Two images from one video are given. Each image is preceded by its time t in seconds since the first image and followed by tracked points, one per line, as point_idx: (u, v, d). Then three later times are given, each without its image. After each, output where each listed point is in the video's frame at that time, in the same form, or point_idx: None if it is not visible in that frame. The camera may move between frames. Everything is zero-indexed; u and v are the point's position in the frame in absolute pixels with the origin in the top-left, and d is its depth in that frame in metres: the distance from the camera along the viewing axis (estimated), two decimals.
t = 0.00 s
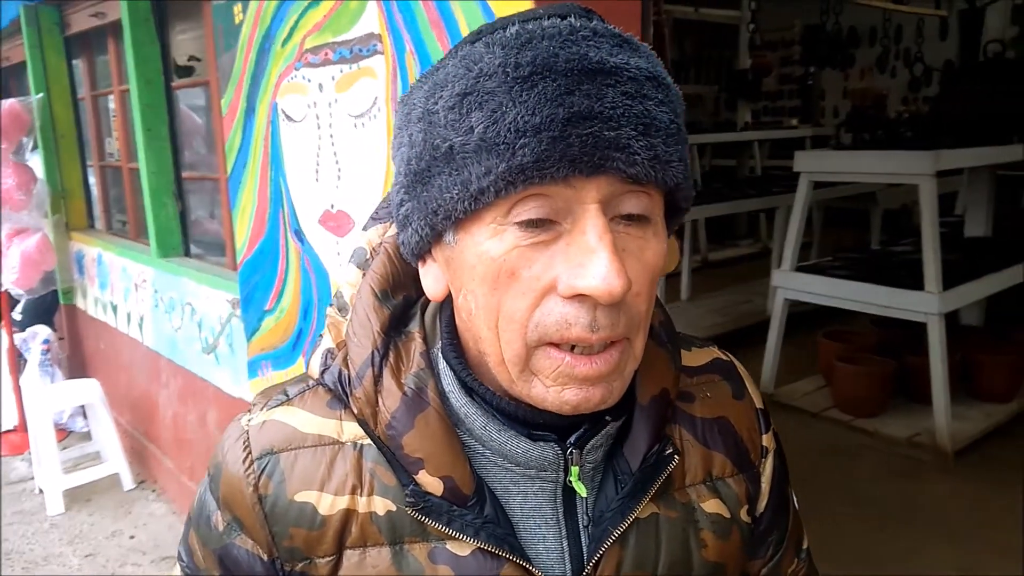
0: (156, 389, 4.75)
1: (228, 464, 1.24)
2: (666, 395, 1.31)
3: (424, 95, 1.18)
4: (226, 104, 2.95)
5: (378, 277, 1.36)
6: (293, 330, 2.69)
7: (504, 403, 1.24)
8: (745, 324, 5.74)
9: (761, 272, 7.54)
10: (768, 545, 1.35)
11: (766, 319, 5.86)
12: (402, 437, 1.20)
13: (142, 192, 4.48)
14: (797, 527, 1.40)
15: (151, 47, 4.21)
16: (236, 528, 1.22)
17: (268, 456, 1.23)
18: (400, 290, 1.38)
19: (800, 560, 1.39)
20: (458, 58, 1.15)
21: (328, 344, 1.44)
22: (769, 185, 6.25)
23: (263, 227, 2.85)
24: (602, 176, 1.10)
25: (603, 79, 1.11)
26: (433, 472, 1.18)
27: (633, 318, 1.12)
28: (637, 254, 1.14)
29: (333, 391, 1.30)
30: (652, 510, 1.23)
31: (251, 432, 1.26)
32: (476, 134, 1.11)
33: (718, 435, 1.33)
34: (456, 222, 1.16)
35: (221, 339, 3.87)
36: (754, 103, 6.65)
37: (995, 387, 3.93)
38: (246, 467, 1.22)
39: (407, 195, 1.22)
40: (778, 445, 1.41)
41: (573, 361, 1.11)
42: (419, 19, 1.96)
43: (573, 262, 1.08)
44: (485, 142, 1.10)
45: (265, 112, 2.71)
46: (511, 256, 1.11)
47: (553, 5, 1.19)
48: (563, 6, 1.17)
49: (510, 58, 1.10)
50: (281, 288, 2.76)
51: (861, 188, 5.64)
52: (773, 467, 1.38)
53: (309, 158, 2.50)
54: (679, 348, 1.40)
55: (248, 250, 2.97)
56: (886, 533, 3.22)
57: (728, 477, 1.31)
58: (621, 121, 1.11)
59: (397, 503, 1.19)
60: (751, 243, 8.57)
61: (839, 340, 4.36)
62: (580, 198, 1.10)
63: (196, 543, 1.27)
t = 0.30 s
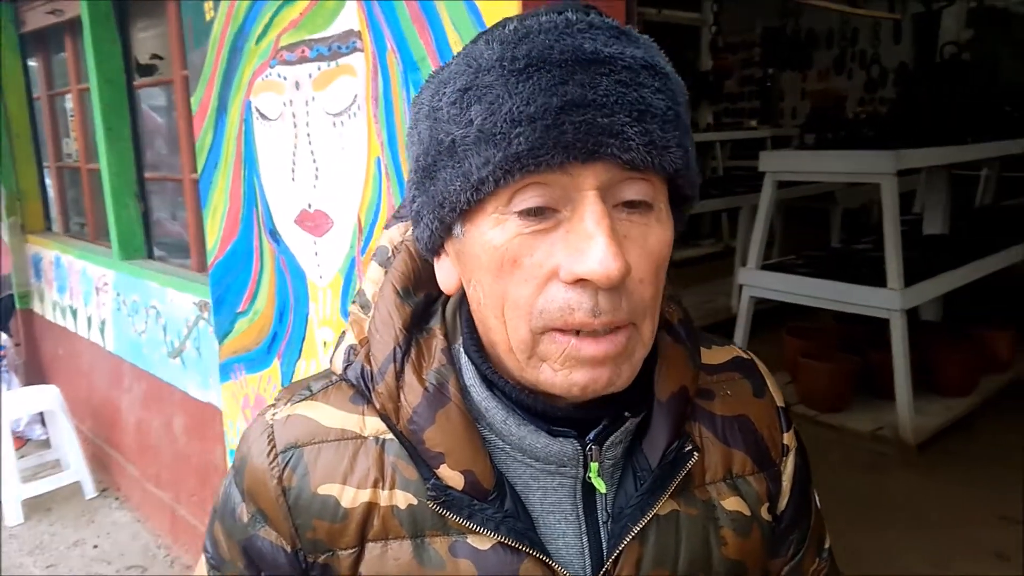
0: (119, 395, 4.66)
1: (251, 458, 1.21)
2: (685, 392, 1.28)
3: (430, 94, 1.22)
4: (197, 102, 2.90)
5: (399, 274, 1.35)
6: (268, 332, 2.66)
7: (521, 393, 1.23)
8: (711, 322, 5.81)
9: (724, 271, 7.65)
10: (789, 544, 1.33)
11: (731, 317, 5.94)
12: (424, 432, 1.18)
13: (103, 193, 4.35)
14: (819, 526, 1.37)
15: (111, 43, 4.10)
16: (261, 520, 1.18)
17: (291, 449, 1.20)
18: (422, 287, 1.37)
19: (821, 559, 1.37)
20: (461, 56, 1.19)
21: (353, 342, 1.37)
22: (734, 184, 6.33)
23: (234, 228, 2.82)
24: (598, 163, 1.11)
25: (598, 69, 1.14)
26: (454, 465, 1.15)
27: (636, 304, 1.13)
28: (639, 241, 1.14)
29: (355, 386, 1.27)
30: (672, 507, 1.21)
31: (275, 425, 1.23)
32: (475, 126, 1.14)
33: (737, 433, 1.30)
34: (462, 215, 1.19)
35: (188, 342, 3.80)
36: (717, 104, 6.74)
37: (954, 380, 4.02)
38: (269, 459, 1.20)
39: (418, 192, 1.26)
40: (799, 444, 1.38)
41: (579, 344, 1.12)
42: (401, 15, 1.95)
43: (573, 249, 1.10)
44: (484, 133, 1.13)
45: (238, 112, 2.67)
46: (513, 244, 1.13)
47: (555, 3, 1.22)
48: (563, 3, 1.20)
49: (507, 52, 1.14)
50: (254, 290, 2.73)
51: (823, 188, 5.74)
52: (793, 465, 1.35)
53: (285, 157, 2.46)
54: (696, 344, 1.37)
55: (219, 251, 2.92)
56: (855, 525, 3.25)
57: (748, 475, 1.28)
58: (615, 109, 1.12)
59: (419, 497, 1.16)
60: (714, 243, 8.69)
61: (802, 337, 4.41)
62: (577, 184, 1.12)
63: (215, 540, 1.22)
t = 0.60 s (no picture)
0: (89, 400, 4.56)
1: (277, 453, 1.29)
2: (706, 392, 1.26)
3: (435, 96, 1.23)
4: (167, 100, 2.84)
5: (419, 274, 1.37)
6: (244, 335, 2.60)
7: (538, 396, 1.22)
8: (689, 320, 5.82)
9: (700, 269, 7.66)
10: (816, 548, 1.29)
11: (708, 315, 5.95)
12: (440, 431, 1.21)
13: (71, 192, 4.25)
14: (851, 529, 1.33)
15: (78, 40, 4.02)
16: (285, 513, 1.26)
17: (313, 445, 1.27)
18: (442, 286, 1.39)
19: (853, 563, 1.32)
20: (462, 58, 1.19)
21: (374, 339, 1.41)
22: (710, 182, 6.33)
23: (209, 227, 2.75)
24: (597, 161, 1.10)
25: (594, 64, 1.12)
26: (468, 465, 1.19)
27: (644, 302, 1.10)
28: (645, 239, 1.12)
29: (375, 383, 1.32)
30: (691, 510, 1.20)
31: (298, 422, 1.31)
32: (474, 127, 1.14)
33: (762, 434, 1.27)
34: (469, 216, 1.19)
35: (159, 345, 3.71)
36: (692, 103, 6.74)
37: (929, 376, 4.06)
38: (293, 454, 1.28)
39: (427, 195, 1.27)
40: (829, 445, 1.34)
41: (588, 345, 1.09)
42: (379, 7, 1.91)
43: (575, 248, 1.08)
44: (482, 134, 1.13)
45: (210, 107, 2.61)
46: (517, 245, 1.12)
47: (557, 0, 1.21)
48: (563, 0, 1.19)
49: (504, 52, 1.13)
50: (228, 292, 2.67)
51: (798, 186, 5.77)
52: (823, 468, 1.31)
53: (259, 155, 2.41)
54: (721, 343, 1.34)
55: (191, 252, 2.87)
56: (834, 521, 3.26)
57: (772, 478, 1.26)
58: (612, 104, 1.10)
59: (435, 494, 1.21)
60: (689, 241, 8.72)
61: (782, 335, 4.24)
62: (578, 183, 1.11)
63: (248, 531, 1.32)
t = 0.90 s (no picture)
0: (74, 404, 4.48)
1: (274, 449, 1.23)
2: (713, 399, 1.19)
3: (446, 86, 1.16)
4: (146, 97, 2.79)
5: (424, 271, 1.31)
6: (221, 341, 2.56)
7: (535, 396, 1.17)
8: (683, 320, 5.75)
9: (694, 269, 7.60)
10: (828, 565, 1.22)
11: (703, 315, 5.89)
12: (436, 430, 1.15)
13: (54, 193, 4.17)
14: (867, 546, 1.26)
15: (61, 40, 3.96)
16: (279, 510, 1.20)
17: (310, 442, 1.21)
18: (446, 284, 1.33)
19: None
20: (477, 47, 1.13)
21: (376, 337, 1.34)
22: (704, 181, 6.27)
23: (187, 230, 2.69)
24: (613, 157, 1.04)
25: (614, 58, 1.05)
26: (463, 465, 1.12)
27: (655, 304, 1.05)
28: (658, 239, 1.06)
29: (374, 381, 1.26)
30: (694, 519, 1.14)
31: (297, 417, 1.25)
32: (487, 119, 1.08)
33: (771, 445, 1.21)
34: (477, 210, 1.13)
35: (143, 349, 3.64)
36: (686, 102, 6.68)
37: (925, 376, 4.00)
38: (290, 450, 1.22)
39: (434, 188, 1.20)
40: (845, 458, 1.27)
41: (593, 347, 1.05)
42: None
43: (586, 246, 1.03)
44: (496, 126, 1.07)
45: (187, 106, 2.56)
46: (526, 240, 1.06)
47: None
48: None
49: (521, 42, 1.07)
50: (207, 297, 2.63)
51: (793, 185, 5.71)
52: (836, 483, 1.24)
53: (238, 154, 2.35)
54: (730, 349, 1.28)
55: (169, 256, 2.81)
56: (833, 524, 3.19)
57: (781, 490, 1.19)
58: (631, 100, 1.05)
59: (429, 495, 1.15)
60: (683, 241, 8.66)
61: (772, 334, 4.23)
62: (593, 179, 1.05)
63: (243, 529, 1.26)
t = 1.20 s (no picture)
0: (60, 408, 4.42)
1: (244, 451, 1.19)
2: (689, 401, 1.15)
3: (421, 82, 1.11)
4: (124, 96, 2.82)
5: (397, 271, 1.27)
6: (200, 346, 2.61)
7: (509, 399, 1.14)
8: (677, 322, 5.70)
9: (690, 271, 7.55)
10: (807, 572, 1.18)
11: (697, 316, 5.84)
12: (405, 432, 1.10)
13: (40, 195, 4.11)
14: (846, 552, 1.22)
15: (45, 40, 3.90)
16: (248, 512, 1.15)
17: (280, 444, 1.17)
18: (420, 284, 1.29)
19: None
20: (452, 42, 1.08)
21: (349, 339, 1.29)
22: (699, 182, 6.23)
23: (166, 231, 2.74)
24: (593, 155, 0.99)
25: (593, 54, 1.01)
26: (432, 467, 1.08)
27: (635, 305, 1.01)
28: (638, 238, 1.02)
29: (346, 383, 1.22)
30: (668, 524, 1.10)
31: (268, 419, 1.21)
32: (464, 115, 1.03)
33: (748, 449, 1.17)
34: (453, 209, 1.08)
35: (128, 352, 3.59)
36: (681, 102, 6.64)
37: (920, 377, 3.96)
38: (259, 453, 1.17)
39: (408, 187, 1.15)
40: (824, 463, 1.23)
41: (572, 348, 1.00)
42: None
43: (566, 246, 0.98)
44: (473, 123, 1.02)
45: (166, 105, 2.59)
46: (504, 240, 1.02)
47: None
48: None
49: (498, 37, 1.02)
50: (187, 300, 2.67)
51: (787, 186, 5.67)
52: (815, 488, 1.20)
53: (215, 155, 2.37)
54: (708, 352, 1.24)
55: (150, 258, 2.86)
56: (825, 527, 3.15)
57: (758, 495, 1.15)
58: (611, 97, 1.00)
59: (399, 498, 1.11)
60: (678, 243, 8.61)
61: (766, 335, 4.07)
62: (572, 178, 1.00)
63: (213, 534, 1.21)
